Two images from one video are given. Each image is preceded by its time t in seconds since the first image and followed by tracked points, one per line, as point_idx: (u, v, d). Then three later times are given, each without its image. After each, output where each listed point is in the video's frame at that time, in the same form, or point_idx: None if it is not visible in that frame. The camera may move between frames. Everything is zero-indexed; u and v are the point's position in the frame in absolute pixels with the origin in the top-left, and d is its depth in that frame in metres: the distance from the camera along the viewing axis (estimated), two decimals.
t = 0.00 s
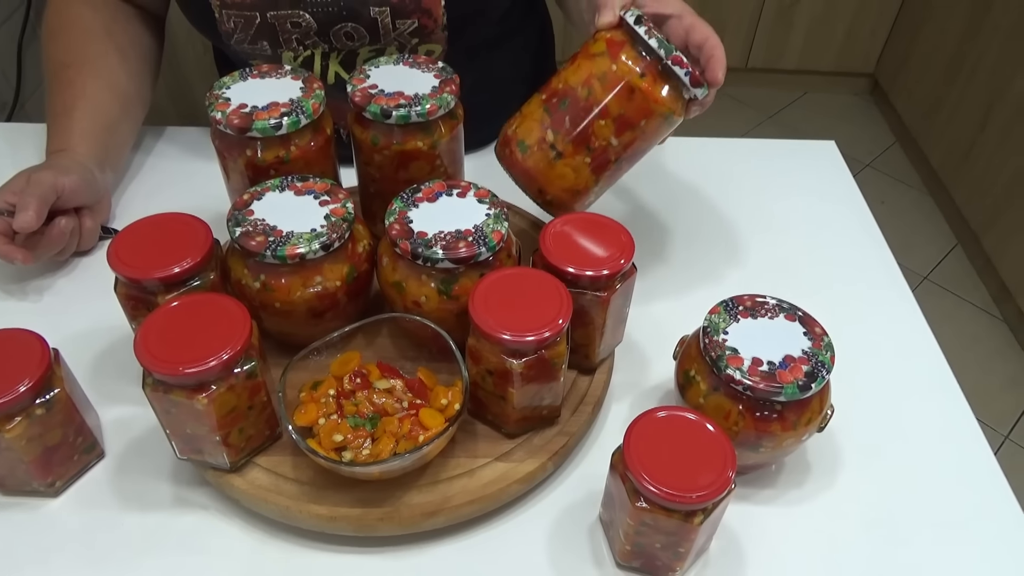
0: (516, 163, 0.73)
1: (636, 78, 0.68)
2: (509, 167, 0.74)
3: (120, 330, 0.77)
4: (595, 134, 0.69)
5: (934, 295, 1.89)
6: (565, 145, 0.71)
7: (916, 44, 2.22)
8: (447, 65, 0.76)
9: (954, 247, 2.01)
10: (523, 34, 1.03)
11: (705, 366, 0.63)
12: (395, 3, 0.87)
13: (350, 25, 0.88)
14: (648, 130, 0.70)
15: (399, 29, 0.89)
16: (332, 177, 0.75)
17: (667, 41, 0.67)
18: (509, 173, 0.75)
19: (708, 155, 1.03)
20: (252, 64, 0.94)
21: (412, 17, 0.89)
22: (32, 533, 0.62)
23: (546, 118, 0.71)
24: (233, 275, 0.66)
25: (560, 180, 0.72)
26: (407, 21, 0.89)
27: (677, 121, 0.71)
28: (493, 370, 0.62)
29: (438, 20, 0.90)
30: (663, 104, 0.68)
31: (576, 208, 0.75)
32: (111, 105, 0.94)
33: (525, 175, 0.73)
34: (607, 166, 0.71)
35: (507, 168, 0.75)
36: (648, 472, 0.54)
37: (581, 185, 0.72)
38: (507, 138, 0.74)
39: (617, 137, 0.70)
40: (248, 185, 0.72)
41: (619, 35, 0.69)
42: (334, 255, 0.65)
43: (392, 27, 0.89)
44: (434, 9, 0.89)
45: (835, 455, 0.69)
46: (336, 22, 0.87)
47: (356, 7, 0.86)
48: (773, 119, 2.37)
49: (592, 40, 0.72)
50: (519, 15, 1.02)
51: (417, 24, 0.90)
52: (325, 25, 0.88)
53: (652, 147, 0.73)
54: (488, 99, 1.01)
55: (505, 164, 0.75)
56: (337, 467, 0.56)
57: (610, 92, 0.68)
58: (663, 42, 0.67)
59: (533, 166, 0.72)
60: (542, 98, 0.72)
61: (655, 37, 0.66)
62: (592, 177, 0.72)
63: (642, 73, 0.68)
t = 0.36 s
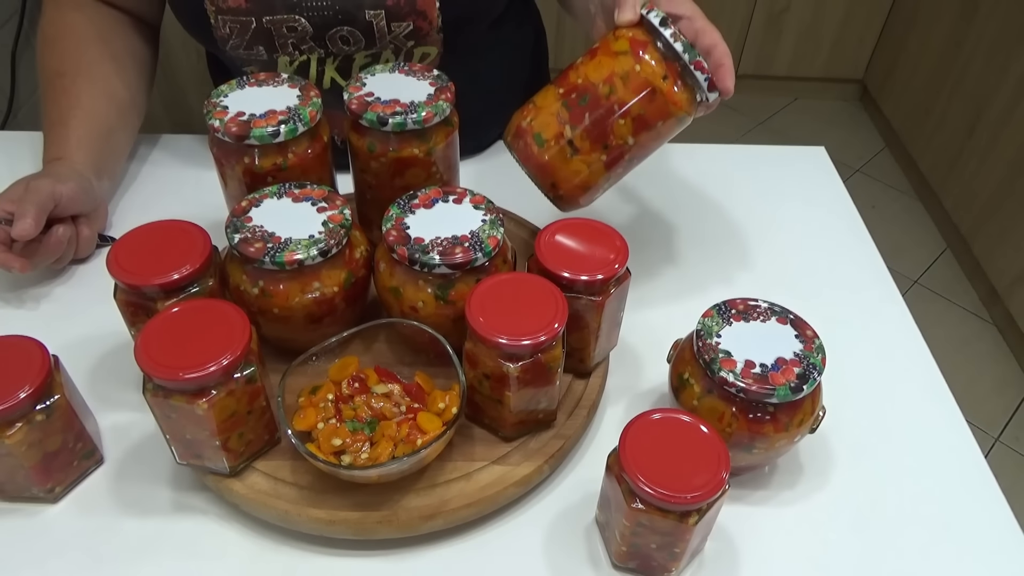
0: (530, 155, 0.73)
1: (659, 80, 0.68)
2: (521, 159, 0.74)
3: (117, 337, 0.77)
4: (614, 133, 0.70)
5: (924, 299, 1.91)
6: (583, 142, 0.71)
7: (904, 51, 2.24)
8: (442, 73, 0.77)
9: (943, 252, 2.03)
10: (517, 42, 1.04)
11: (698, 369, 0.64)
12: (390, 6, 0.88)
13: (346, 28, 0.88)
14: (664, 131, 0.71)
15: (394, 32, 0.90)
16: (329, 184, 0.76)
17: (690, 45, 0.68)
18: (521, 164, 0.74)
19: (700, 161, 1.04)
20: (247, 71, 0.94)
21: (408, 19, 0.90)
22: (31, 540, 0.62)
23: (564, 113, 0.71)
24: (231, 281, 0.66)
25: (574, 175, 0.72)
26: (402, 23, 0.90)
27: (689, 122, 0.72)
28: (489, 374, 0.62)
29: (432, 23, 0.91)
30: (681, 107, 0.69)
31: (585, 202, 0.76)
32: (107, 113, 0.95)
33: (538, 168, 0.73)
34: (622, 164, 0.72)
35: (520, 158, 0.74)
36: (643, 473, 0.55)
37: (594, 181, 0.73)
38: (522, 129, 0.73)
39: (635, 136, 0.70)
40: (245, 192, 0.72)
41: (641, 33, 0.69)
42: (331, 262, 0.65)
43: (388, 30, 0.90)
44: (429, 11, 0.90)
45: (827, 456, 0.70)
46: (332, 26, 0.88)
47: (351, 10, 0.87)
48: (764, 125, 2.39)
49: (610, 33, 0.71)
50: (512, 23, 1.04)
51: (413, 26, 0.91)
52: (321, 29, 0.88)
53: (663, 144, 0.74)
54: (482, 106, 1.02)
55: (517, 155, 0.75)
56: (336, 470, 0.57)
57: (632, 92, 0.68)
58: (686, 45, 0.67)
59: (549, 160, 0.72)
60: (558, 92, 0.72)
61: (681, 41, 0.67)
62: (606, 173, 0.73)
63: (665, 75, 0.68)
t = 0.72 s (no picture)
0: (501, 189, 0.75)
1: (629, 121, 0.70)
2: (493, 190, 0.76)
3: (105, 348, 0.77)
4: (584, 170, 0.72)
5: (915, 304, 1.91)
6: (554, 178, 0.73)
7: (894, 58, 2.25)
8: (432, 82, 0.77)
9: (934, 257, 2.04)
10: (508, 50, 1.04)
11: (690, 380, 0.64)
12: (380, 15, 0.88)
13: (335, 37, 0.88)
14: (633, 168, 0.73)
15: (383, 41, 0.90)
16: (319, 194, 0.75)
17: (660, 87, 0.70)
18: (493, 196, 0.76)
19: (691, 169, 1.04)
20: (236, 79, 0.94)
21: (398, 28, 0.90)
22: (16, 555, 0.61)
23: (536, 148, 0.73)
24: (220, 292, 0.66)
25: (544, 209, 0.75)
26: (392, 33, 0.90)
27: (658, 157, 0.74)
28: (480, 386, 0.62)
29: (422, 32, 0.92)
30: (650, 146, 0.71)
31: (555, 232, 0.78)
32: (98, 122, 0.94)
33: (510, 200, 0.75)
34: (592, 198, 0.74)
35: (491, 190, 0.76)
36: (635, 486, 0.54)
37: (564, 214, 0.75)
38: (494, 162, 0.75)
39: (604, 173, 0.73)
40: (234, 203, 0.72)
41: (613, 73, 0.70)
42: (321, 273, 0.65)
43: (377, 40, 0.90)
44: (418, 21, 0.90)
45: (819, 466, 0.70)
46: (321, 35, 0.88)
47: (340, 19, 0.87)
48: (756, 131, 2.40)
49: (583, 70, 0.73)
50: (503, 31, 1.03)
51: (402, 36, 0.91)
52: (309, 38, 0.88)
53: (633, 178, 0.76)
54: (474, 114, 1.02)
55: (488, 186, 0.76)
56: (325, 484, 0.56)
57: (602, 132, 0.70)
58: (655, 88, 0.69)
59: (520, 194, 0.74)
60: (531, 127, 0.74)
61: (650, 84, 0.69)
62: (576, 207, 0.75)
63: (634, 117, 0.70)
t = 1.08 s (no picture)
0: (493, 206, 0.75)
1: (607, 118, 0.68)
2: (486, 209, 0.76)
3: (89, 359, 0.75)
4: (570, 174, 0.70)
5: (914, 310, 1.90)
6: (541, 187, 0.72)
7: (891, 63, 2.25)
8: (422, 89, 0.76)
9: (932, 263, 2.03)
10: (501, 57, 1.03)
11: (684, 393, 0.63)
12: (368, 22, 0.87)
13: (323, 45, 0.87)
14: (623, 168, 0.70)
15: (373, 49, 0.89)
16: (307, 203, 0.74)
17: (636, 79, 0.67)
18: (488, 215, 0.77)
19: (687, 176, 1.03)
20: (224, 87, 0.93)
21: (387, 36, 0.89)
22: None
23: (520, 160, 0.72)
24: (204, 303, 0.64)
25: (538, 221, 0.74)
26: (381, 40, 0.89)
27: (652, 155, 0.71)
28: (469, 400, 0.60)
29: (412, 39, 0.90)
30: (637, 142, 0.68)
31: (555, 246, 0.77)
32: (85, 131, 0.93)
33: (503, 216, 0.75)
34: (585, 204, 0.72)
35: (485, 210, 0.76)
36: (627, 503, 0.53)
37: (559, 224, 0.74)
38: (484, 180, 0.75)
39: (591, 176, 0.70)
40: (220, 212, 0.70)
41: (587, 73, 0.69)
42: (307, 283, 0.64)
43: (366, 47, 0.89)
44: (408, 28, 0.89)
45: (817, 479, 0.69)
46: (310, 42, 0.87)
47: (329, 26, 0.86)
48: (753, 136, 2.39)
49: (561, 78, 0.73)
50: (496, 37, 1.02)
51: (391, 43, 0.90)
52: (298, 45, 0.87)
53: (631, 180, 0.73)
54: (466, 121, 1.01)
55: (482, 206, 0.77)
56: (310, 501, 0.55)
57: (581, 133, 0.69)
58: (631, 81, 0.67)
59: (511, 209, 0.74)
60: (516, 140, 0.73)
61: (623, 76, 0.67)
62: (570, 215, 0.73)
63: (613, 113, 0.68)
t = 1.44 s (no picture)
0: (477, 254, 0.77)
1: (546, 152, 0.68)
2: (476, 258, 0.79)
3: (82, 370, 0.75)
4: (528, 213, 0.71)
5: (918, 320, 1.89)
6: (507, 229, 0.73)
7: (895, 71, 2.24)
8: (418, 99, 0.75)
9: (937, 272, 2.01)
10: (501, 66, 1.02)
11: (682, 409, 0.62)
12: (366, 33, 0.86)
13: (321, 55, 0.87)
14: (578, 200, 0.69)
15: (370, 59, 0.89)
16: (302, 213, 0.74)
17: (569, 110, 0.67)
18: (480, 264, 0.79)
19: (687, 185, 1.02)
20: (220, 96, 0.92)
21: (384, 47, 0.88)
22: None
23: (490, 206, 0.74)
24: (195, 315, 0.63)
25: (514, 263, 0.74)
26: (378, 50, 0.89)
27: (610, 184, 0.69)
28: (463, 415, 0.60)
29: (410, 50, 0.90)
30: (581, 171, 0.67)
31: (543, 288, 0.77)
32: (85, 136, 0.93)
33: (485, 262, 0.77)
34: (551, 240, 0.71)
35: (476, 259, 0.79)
36: (622, 522, 0.52)
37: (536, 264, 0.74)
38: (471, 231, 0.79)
39: (549, 211, 0.70)
40: (213, 223, 0.70)
41: (532, 113, 0.70)
42: (300, 295, 0.63)
43: (364, 57, 0.89)
44: (406, 39, 0.89)
45: (818, 496, 0.67)
46: (307, 52, 0.87)
47: (326, 36, 0.85)
48: (757, 144, 2.38)
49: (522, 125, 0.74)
50: (495, 45, 1.02)
51: (389, 54, 0.89)
52: (295, 56, 0.87)
53: (598, 215, 0.72)
54: (465, 130, 1.00)
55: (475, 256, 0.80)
56: (300, 518, 0.54)
57: (529, 172, 0.69)
58: (559, 111, 0.67)
59: (489, 254, 0.76)
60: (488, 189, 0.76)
61: (552, 110, 0.67)
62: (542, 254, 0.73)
63: (552, 147, 0.68)
